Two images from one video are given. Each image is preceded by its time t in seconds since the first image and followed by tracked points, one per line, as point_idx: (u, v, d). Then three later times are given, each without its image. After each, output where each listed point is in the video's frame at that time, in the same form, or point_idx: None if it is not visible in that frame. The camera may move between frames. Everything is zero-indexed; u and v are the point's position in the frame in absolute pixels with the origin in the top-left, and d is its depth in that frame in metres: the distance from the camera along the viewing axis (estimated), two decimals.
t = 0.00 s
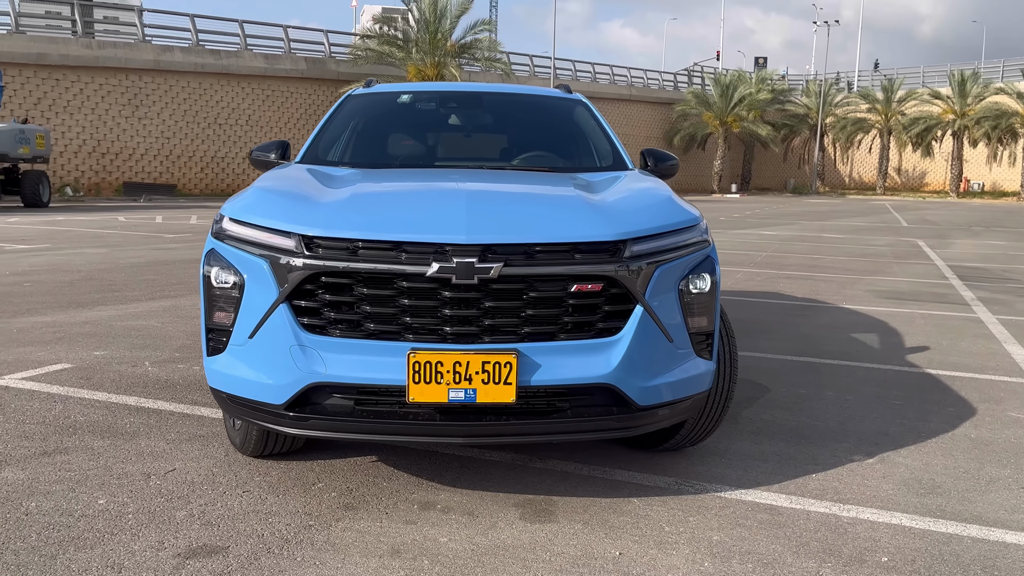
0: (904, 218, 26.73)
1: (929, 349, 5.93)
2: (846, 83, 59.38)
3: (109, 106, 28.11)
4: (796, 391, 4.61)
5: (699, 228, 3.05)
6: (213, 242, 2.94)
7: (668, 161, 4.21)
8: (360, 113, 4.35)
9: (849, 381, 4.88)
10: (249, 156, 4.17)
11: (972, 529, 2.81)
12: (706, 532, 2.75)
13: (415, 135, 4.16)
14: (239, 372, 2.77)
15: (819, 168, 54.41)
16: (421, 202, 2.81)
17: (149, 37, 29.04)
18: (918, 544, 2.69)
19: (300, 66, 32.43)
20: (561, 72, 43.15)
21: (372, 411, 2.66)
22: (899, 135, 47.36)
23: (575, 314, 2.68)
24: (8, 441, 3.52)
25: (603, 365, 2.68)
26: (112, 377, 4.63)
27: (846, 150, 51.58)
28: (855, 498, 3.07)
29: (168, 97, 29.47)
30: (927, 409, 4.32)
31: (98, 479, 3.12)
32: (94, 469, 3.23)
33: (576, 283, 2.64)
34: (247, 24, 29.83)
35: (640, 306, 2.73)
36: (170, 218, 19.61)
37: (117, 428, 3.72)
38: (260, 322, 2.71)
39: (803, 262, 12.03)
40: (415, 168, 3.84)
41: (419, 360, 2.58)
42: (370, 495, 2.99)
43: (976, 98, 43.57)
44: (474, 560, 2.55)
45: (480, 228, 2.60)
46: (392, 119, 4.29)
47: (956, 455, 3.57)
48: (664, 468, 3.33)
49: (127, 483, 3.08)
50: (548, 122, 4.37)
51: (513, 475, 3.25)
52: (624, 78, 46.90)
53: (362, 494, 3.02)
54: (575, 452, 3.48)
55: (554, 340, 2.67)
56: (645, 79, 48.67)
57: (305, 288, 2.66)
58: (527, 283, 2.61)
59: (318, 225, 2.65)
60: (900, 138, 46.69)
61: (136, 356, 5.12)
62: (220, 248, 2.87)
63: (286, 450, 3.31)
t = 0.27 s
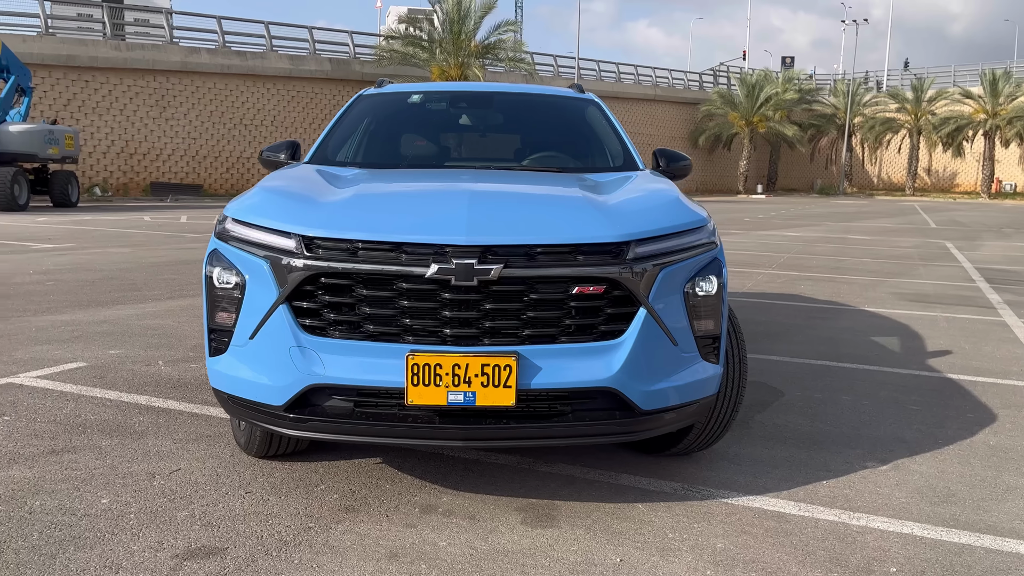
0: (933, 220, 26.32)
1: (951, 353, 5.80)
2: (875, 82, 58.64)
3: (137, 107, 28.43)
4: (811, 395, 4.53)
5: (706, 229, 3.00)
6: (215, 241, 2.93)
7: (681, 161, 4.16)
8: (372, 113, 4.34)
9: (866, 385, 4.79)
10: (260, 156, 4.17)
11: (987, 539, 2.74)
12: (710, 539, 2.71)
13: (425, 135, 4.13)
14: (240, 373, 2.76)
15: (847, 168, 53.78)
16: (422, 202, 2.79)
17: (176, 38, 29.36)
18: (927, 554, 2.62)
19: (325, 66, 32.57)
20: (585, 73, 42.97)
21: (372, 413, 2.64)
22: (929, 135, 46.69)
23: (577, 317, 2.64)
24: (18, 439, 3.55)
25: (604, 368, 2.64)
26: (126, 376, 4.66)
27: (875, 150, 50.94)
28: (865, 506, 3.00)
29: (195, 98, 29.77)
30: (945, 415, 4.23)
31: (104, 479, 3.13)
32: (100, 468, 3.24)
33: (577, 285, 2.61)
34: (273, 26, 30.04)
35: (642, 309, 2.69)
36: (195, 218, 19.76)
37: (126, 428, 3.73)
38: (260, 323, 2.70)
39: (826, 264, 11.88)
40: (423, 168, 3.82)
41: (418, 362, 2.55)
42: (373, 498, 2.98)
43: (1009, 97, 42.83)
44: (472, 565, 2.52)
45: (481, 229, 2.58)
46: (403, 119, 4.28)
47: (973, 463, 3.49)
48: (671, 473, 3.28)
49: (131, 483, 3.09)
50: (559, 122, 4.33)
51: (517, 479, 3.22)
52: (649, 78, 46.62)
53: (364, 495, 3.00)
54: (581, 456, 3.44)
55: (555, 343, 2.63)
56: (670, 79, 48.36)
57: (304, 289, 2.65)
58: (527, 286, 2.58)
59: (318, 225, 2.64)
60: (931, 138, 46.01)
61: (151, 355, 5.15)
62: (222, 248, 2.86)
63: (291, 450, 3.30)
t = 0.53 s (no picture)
0: (962, 222, 25.90)
1: (971, 358, 5.69)
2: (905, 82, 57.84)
3: (164, 108, 28.74)
4: (824, 400, 4.46)
5: (709, 231, 2.96)
6: (216, 242, 2.94)
7: (691, 162, 4.11)
8: (381, 114, 4.35)
9: (881, 390, 4.71)
10: (268, 157, 4.19)
11: (995, 550, 2.67)
12: (709, 547, 2.67)
13: (432, 137, 4.12)
14: (238, 374, 2.77)
15: (875, 169, 53.09)
16: (420, 203, 2.77)
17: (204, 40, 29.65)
18: (932, 565, 2.56)
19: (350, 67, 32.69)
20: (610, 73, 42.72)
21: (368, 415, 2.63)
22: (960, 135, 45.96)
23: (575, 319, 2.61)
24: (27, 437, 3.58)
25: (602, 372, 2.61)
26: (137, 375, 4.69)
27: (904, 150, 50.25)
28: (870, 514, 2.94)
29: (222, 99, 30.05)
30: (960, 421, 4.14)
31: (107, 478, 3.15)
32: (104, 467, 3.26)
33: (574, 287, 2.58)
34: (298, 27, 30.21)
35: (641, 312, 2.65)
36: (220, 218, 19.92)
37: (133, 427, 3.76)
38: (257, 325, 2.70)
39: (849, 265, 11.73)
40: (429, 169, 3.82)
41: (413, 365, 2.54)
42: (371, 500, 2.96)
43: None
44: (466, 570, 2.50)
45: (477, 231, 2.56)
46: (411, 120, 4.28)
47: (987, 470, 3.41)
48: (674, 478, 3.24)
49: (133, 483, 3.11)
50: (568, 122, 4.30)
51: (517, 483, 3.19)
52: (674, 78, 46.30)
53: (363, 498, 2.99)
54: (584, 460, 3.40)
55: (552, 346, 2.60)
56: (696, 79, 48.00)
57: (300, 291, 2.65)
58: (523, 288, 2.56)
59: (315, 226, 2.63)
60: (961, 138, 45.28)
61: (163, 354, 5.19)
62: (222, 248, 2.87)
63: (292, 451, 3.30)
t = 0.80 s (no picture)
0: (993, 223, 25.46)
1: (985, 361, 5.60)
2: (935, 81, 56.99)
3: (191, 109, 29.07)
4: (829, 402, 4.42)
5: (701, 232, 2.95)
6: (212, 241, 2.98)
7: (693, 163, 4.10)
8: (384, 114, 4.38)
9: (889, 393, 4.66)
10: (273, 157, 4.23)
11: (988, 555, 2.64)
12: (697, 548, 2.66)
13: (434, 137, 4.15)
14: (231, 372, 2.81)
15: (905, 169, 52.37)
16: (411, 204, 2.80)
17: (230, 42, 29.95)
18: (921, 569, 2.53)
19: (374, 68, 32.83)
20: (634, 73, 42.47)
21: (357, 414, 2.65)
22: (991, 135, 45.20)
23: (563, 319, 2.62)
24: (34, 433, 3.65)
25: (589, 372, 2.61)
26: (147, 372, 4.77)
27: (934, 151, 49.52)
28: (864, 518, 2.91)
29: (247, 100, 30.30)
30: (968, 425, 4.09)
31: (107, 473, 3.21)
32: (106, 462, 3.32)
33: (561, 287, 2.59)
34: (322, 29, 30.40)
35: (629, 313, 2.65)
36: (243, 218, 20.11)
37: (138, 423, 3.82)
38: (249, 323, 2.74)
39: (870, 267, 11.60)
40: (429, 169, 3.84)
41: (400, 363, 2.56)
42: (364, 498, 2.99)
43: None
44: (451, 568, 2.52)
45: (464, 232, 2.57)
46: (414, 120, 4.31)
47: (989, 475, 3.36)
48: (669, 479, 3.23)
49: (133, 478, 3.16)
50: (570, 122, 4.31)
51: (511, 482, 3.20)
52: (699, 78, 45.97)
53: (356, 496, 3.02)
54: (580, 460, 3.41)
55: (538, 346, 2.61)
56: (721, 79, 47.65)
57: (290, 289, 2.68)
58: (510, 288, 2.57)
59: (306, 226, 2.66)
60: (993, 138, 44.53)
61: (174, 352, 5.27)
62: (217, 248, 2.91)
63: (289, 449, 3.34)
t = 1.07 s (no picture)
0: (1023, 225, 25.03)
1: (999, 364, 5.52)
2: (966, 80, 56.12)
3: (216, 110, 29.38)
4: (835, 404, 4.40)
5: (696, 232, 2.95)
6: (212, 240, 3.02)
7: (698, 163, 4.10)
8: (390, 116, 4.42)
9: (898, 396, 4.62)
10: (280, 158, 4.27)
11: (982, 560, 2.61)
12: (687, 548, 2.66)
13: (438, 139, 4.18)
14: (229, 369, 2.85)
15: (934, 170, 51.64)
16: (405, 203, 2.82)
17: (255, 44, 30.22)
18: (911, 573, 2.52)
19: (398, 69, 32.97)
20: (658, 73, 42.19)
21: (349, 410, 2.68)
22: None
23: (554, 319, 2.64)
24: (43, 427, 3.73)
25: (579, 371, 2.62)
26: (159, 369, 4.84)
27: (964, 151, 48.81)
28: (859, 520, 2.90)
29: (272, 101, 30.56)
30: (973, 428, 4.04)
31: (109, 468, 3.27)
32: (110, 457, 3.38)
33: (551, 287, 2.61)
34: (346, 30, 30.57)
35: (619, 313, 2.66)
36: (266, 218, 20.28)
37: (145, 419, 3.89)
38: (245, 322, 2.78)
39: (891, 268, 11.48)
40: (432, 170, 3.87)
41: (390, 362, 2.59)
42: (358, 496, 3.02)
43: None
44: (439, 564, 2.53)
45: (456, 231, 2.60)
46: (419, 121, 4.35)
47: (991, 479, 3.32)
48: (665, 479, 3.24)
49: (134, 473, 3.22)
50: (574, 123, 4.32)
51: (506, 481, 3.22)
52: (725, 78, 45.61)
53: (352, 492, 3.05)
54: (577, 460, 3.42)
55: (529, 345, 2.64)
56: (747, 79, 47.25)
57: (285, 288, 2.72)
58: (500, 288, 2.59)
59: (301, 225, 2.71)
60: None
61: (186, 350, 5.35)
62: (216, 247, 2.96)
63: (290, 445, 3.38)
